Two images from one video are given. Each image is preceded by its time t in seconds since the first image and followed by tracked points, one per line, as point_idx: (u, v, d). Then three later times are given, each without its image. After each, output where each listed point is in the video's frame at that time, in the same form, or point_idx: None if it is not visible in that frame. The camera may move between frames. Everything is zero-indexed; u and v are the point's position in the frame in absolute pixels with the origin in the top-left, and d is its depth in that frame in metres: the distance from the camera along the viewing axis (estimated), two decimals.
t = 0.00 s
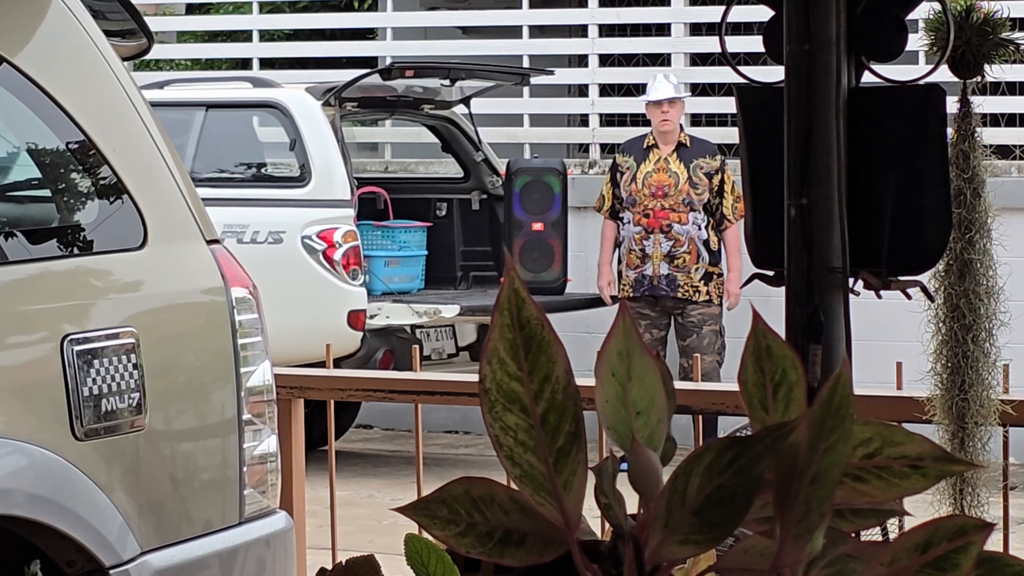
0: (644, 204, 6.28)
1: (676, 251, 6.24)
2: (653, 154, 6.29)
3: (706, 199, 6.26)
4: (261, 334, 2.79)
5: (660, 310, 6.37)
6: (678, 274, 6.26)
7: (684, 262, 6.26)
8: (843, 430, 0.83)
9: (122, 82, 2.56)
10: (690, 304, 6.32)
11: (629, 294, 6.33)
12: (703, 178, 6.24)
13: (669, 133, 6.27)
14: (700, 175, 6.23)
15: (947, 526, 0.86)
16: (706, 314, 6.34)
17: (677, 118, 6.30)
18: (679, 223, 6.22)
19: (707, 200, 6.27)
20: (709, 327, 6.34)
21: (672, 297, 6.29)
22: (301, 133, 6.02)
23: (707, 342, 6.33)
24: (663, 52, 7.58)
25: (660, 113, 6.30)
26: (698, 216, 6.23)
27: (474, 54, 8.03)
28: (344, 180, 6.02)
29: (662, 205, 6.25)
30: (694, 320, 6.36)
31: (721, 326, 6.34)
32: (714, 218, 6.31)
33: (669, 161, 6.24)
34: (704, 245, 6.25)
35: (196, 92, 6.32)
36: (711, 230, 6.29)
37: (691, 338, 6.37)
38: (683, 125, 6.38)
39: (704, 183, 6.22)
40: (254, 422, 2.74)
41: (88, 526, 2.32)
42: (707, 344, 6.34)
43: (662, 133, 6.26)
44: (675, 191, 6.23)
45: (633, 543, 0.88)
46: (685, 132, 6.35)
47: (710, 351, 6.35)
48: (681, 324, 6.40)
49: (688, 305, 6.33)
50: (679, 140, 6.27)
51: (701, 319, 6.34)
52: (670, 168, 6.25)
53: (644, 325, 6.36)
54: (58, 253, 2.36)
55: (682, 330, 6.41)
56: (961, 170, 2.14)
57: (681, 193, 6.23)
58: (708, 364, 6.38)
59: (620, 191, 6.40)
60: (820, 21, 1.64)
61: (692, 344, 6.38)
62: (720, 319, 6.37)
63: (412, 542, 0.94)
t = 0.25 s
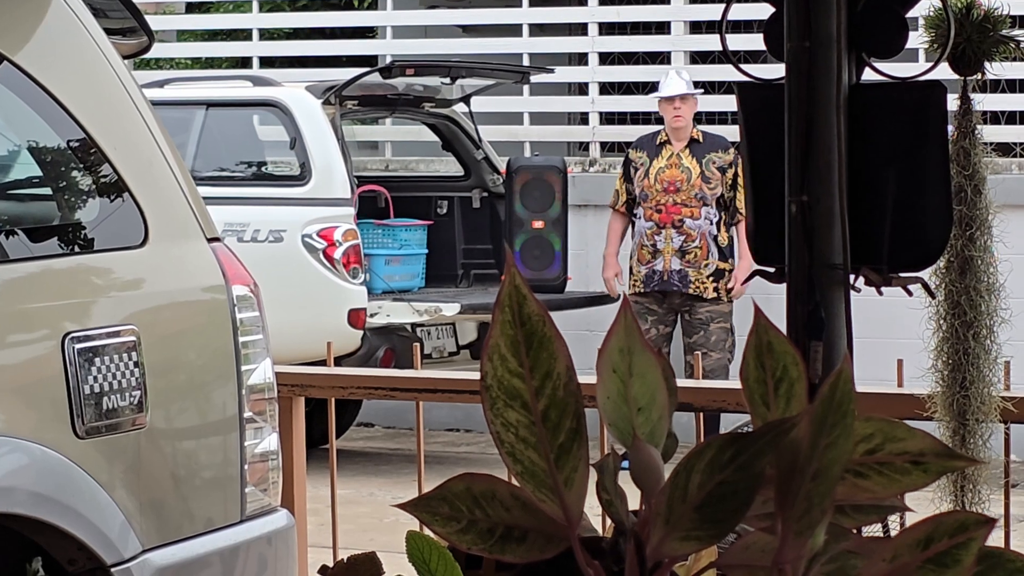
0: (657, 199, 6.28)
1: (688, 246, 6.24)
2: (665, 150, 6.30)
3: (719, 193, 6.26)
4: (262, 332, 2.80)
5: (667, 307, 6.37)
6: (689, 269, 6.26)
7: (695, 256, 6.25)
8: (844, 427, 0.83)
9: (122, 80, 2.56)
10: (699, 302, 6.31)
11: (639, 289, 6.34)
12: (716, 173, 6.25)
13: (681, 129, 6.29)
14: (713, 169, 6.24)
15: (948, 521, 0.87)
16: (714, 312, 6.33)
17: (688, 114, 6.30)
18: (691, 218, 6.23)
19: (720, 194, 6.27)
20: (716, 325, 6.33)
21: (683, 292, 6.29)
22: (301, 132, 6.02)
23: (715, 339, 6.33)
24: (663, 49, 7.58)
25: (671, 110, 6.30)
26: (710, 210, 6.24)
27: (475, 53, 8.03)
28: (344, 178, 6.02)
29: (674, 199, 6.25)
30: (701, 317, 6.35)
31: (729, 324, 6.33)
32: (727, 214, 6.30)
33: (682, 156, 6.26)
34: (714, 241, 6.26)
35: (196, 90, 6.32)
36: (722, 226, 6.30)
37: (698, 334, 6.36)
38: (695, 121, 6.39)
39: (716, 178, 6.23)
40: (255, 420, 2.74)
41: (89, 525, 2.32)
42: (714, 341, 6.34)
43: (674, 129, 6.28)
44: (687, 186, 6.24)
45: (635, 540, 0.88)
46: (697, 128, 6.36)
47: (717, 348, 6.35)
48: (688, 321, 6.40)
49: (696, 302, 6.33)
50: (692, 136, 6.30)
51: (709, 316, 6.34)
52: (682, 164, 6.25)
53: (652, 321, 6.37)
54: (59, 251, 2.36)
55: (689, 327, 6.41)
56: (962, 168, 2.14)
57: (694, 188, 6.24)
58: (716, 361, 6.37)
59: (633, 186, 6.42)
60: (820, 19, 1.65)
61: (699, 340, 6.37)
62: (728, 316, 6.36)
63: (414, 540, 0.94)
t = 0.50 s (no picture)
0: (669, 202, 6.28)
1: (699, 249, 6.23)
2: (676, 153, 6.30)
3: (731, 195, 6.24)
4: (270, 328, 2.80)
5: (679, 308, 6.37)
6: (703, 272, 6.25)
7: (708, 260, 6.25)
8: (856, 424, 0.83)
9: (129, 76, 2.56)
10: (711, 305, 6.32)
11: (652, 292, 6.36)
12: (726, 174, 6.24)
13: (691, 132, 6.26)
14: (724, 171, 6.23)
15: (961, 518, 0.87)
16: (724, 313, 6.32)
17: (698, 117, 6.28)
18: (702, 220, 6.22)
19: (732, 196, 6.25)
20: (726, 325, 6.33)
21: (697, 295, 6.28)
22: (307, 128, 6.02)
23: (724, 340, 6.32)
24: (668, 46, 7.56)
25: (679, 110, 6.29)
26: (721, 212, 6.23)
27: (480, 49, 8.02)
28: (349, 174, 6.02)
29: (686, 204, 6.24)
30: (712, 318, 6.34)
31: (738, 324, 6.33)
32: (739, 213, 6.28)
33: (693, 159, 6.25)
34: (727, 243, 6.25)
35: (201, 86, 6.33)
36: (735, 227, 6.29)
37: (708, 334, 6.36)
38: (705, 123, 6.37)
39: (727, 180, 6.22)
40: (262, 416, 2.74)
41: (97, 521, 2.32)
42: (723, 342, 6.33)
43: (685, 132, 6.26)
44: (698, 189, 6.23)
45: (645, 536, 0.88)
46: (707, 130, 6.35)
47: (727, 349, 6.33)
48: (698, 321, 6.39)
49: (706, 303, 6.33)
50: (702, 138, 6.27)
51: (718, 317, 6.33)
52: (693, 167, 6.25)
53: (660, 320, 6.38)
54: (66, 247, 2.37)
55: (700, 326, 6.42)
56: (969, 164, 2.13)
57: (705, 191, 6.22)
58: (723, 362, 6.34)
59: (643, 191, 6.38)
60: (829, 16, 1.65)
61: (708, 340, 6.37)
62: (738, 317, 6.35)
63: (424, 536, 0.94)
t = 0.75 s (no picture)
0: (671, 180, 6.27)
1: (704, 221, 6.24)
2: (676, 135, 6.31)
3: (731, 157, 6.24)
4: (269, 319, 2.80)
5: (680, 294, 6.38)
6: (711, 241, 6.27)
7: (713, 228, 6.26)
8: (859, 412, 0.83)
9: (129, 67, 2.56)
10: (710, 288, 6.32)
11: (660, 271, 6.36)
12: (724, 140, 6.23)
13: (689, 114, 6.28)
14: (721, 138, 6.23)
15: (964, 507, 0.86)
16: (725, 301, 6.33)
17: (696, 98, 6.29)
18: (704, 194, 6.22)
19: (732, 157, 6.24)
20: (727, 314, 6.35)
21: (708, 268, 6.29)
22: (305, 120, 6.02)
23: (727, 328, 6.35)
24: (666, 38, 7.57)
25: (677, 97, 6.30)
26: (722, 179, 6.23)
27: (478, 41, 8.01)
28: (347, 165, 6.02)
29: (689, 180, 6.24)
30: (712, 307, 6.35)
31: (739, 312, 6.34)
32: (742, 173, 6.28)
33: (693, 138, 6.26)
34: (729, 203, 6.25)
35: (200, 78, 6.32)
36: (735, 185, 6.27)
37: (710, 324, 6.40)
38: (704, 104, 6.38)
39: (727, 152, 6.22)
40: (262, 407, 2.74)
41: (96, 512, 2.32)
42: (726, 330, 6.38)
43: (682, 114, 6.28)
44: (700, 164, 6.24)
45: (649, 526, 0.87)
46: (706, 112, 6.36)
47: (731, 337, 6.38)
48: (699, 310, 6.41)
49: (707, 290, 6.33)
50: (700, 118, 6.28)
51: (719, 305, 6.34)
52: (694, 145, 6.26)
53: (664, 309, 6.39)
54: (65, 238, 2.37)
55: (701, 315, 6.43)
56: (969, 155, 2.13)
57: (707, 165, 6.23)
58: (728, 350, 6.42)
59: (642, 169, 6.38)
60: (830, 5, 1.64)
61: (711, 329, 6.42)
62: (740, 305, 6.36)
63: (426, 528, 0.94)
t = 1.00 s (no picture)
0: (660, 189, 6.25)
1: (698, 229, 6.24)
2: (664, 140, 6.29)
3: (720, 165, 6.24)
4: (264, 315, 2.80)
5: (674, 297, 6.37)
6: (704, 251, 6.27)
7: (707, 237, 6.26)
8: (855, 406, 0.83)
9: (123, 62, 2.55)
10: (705, 289, 6.34)
11: (652, 279, 6.34)
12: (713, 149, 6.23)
13: (675, 119, 6.27)
14: (710, 147, 6.22)
15: (959, 501, 0.86)
16: (719, 300, 6.36)
17: (683, 102, 6.28)
18: (697, 202, 6.21)
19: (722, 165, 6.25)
20: (720, 312, 6.38)
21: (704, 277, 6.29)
22: (300, 116, 6.01)
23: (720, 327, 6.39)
24: (661, 34, 7.56)
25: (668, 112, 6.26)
26: (714, 187, 6.22)
27: (473, 37, 8.00)
28: (342, 162, 5.99)
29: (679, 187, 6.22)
30: (706, 306, 6.38)
31: (731, 310, 6.37)
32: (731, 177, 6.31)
33: (681, 144, 6.25)
34: (721, 212, 6.26)
35: (195, 74, 6.31)
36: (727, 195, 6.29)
37: (703, 323, 6.43)
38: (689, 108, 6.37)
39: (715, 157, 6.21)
40: (257, 403, 2.74)
41: (91, 507, 2.32)
42: (718, 329, 6.43)
43: (668, 118, 6.27)
44: (690, 172, 6.22)
45: (644, 520, 0.87)
46: (693, 117, 6.34)
47: (721, 336, 6.44)
48: (693, 309, 6.43)
49: (701, 290, 6.35)
50: (686, 122, 6.27)
51: (713, 304, 6.37)
52: (683, 152, 6.25)
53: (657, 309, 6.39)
54: (60, 234, 2.36)
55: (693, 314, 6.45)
56: (963, 151, 2.13)
57: (697, 172, 6.22)
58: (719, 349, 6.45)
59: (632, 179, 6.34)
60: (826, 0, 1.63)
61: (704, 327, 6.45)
62: (733, 304, 6.40)
63: (421, 521, 0.94)
